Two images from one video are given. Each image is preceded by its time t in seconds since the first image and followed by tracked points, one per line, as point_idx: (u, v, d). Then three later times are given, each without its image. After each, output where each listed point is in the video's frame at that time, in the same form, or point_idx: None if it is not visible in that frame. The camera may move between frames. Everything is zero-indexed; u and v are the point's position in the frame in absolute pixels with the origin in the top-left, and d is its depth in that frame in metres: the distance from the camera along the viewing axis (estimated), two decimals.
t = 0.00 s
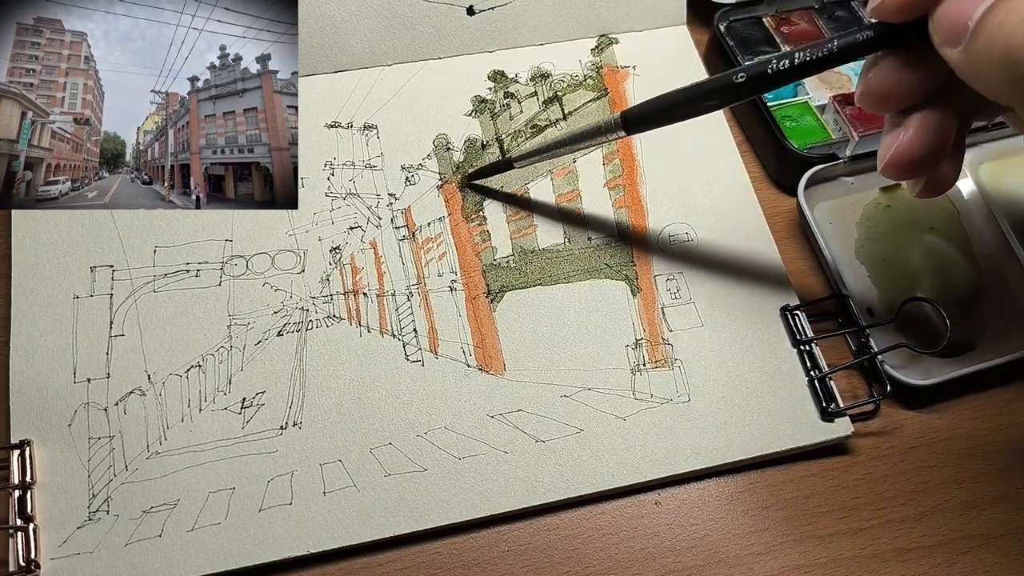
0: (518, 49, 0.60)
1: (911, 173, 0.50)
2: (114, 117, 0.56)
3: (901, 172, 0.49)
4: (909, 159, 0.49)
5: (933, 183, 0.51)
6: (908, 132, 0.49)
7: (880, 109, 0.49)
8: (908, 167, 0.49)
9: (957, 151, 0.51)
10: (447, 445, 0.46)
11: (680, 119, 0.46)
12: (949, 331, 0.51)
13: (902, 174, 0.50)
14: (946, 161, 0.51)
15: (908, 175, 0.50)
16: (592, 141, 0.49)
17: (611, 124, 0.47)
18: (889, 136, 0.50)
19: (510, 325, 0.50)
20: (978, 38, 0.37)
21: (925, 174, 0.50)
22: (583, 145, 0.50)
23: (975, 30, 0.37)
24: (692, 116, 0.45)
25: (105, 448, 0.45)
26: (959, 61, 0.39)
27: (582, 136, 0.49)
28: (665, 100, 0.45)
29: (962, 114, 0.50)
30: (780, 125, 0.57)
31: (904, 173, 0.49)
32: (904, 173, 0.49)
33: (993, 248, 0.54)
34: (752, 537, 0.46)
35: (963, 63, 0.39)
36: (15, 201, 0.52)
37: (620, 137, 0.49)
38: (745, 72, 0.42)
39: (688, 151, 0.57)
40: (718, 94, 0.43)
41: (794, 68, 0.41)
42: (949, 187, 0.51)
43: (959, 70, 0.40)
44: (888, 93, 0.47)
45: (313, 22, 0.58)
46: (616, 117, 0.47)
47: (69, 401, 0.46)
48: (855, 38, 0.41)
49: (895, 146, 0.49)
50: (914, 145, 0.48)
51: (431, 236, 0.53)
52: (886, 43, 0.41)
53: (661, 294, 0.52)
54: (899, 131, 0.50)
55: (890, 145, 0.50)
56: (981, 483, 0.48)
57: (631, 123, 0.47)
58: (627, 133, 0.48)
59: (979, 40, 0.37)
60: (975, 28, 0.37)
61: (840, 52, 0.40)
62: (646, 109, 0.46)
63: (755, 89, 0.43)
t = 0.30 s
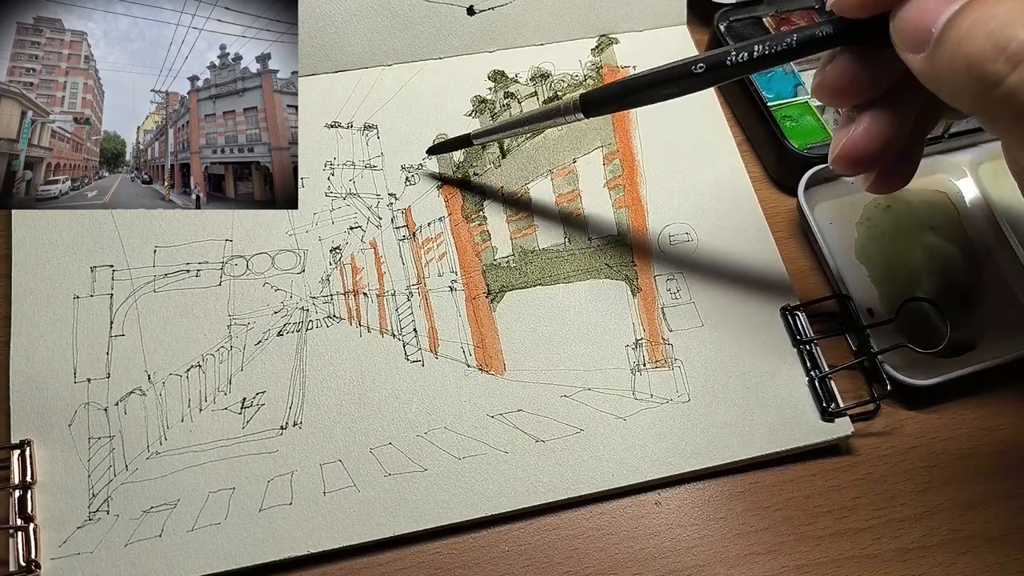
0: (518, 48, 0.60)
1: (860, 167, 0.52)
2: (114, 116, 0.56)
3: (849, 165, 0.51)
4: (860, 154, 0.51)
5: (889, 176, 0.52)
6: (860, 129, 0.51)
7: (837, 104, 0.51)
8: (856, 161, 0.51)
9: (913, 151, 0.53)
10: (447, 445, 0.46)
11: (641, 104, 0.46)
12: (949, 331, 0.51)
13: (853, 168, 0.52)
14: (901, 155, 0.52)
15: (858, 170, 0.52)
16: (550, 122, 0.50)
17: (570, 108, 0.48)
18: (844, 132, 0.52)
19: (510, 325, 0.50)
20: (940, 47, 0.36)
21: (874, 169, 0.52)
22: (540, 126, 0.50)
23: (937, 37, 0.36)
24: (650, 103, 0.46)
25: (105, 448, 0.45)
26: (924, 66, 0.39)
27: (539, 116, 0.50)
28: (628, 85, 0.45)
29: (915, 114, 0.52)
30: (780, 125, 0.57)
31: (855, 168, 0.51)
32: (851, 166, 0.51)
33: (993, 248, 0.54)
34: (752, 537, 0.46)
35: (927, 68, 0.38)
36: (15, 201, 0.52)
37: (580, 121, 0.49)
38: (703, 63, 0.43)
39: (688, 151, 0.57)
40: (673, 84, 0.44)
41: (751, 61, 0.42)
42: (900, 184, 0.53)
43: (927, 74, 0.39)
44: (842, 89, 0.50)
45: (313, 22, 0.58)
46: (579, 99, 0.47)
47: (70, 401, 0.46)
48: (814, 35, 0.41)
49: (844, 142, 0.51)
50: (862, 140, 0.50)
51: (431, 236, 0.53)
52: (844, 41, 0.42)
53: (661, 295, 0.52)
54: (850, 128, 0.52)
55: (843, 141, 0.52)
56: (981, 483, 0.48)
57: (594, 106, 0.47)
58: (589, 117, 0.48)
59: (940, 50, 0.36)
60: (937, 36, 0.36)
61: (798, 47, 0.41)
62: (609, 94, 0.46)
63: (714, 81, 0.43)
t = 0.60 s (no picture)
0: (518, 48, 0.60)
1: (859, 180, 0.52)
2: (114, 116, 0.56)
3: (847, 179, 0.52)
4: (854, 167, 0.51)
5: (886, 186, 0.52)
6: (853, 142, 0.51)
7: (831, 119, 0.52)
8: (854, 175, 0.51)
9: (906, 161, 0.53)
10: (447, 445, 0.46)
11: (635, 123, 0.46)
12: (948, 331, 0.51)
13: (851, 182, 0.52)
14: (897, 168, 0.53)
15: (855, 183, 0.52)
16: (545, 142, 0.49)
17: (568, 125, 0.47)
18: (837, 147, 0.53)
19: (510, 325, 0.50)
20: (926, 68, 0.37)
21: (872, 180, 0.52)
22: (535, 146, 0.50)
23: (923, 58, 0.37)
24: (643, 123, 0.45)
25: (106, 447, 0.45)
26: (907, 87, 0.39)
27: (533, 138, 0.49)
28: (620, 104, 0.45)
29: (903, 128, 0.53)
30: (780, 126, 0.58)
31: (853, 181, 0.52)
32: (849, 180, 0.52)
33: (993, 247, 0.54)
34: (753, 537, 0.46)
35: (911, 90, 0.39)
36: (15, 201, 0.52)
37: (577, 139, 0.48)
38: (695, 84, 0.43)
39: (689, 151, 0.57)
40: (664, 105, 0.44)
41: (743, 81, 0.42)
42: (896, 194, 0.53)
43: (909, 98, 0.40)
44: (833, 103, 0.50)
45: (313, 22, 0.58)
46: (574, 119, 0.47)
47: (70, 401, 0.46)
48: (803, 54, 0.41)
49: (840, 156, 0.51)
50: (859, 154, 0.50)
51: (431, 236, 0.53)
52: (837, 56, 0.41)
53: (662, 294, 0.52)
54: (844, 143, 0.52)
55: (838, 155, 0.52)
56: (981, 482, 0.48)
57: (589, 126, 0.46)
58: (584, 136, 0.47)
59: (926, 70, 0.37)
60: (922, 57, 0.37)
61: (789, 66, 0.41)
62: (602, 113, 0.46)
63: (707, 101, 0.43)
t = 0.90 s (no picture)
0: (519, 48, 0.60)
1: (831, 197, 0.52)
2: (114, 116, 0.56)
3: (819, 195, 0.52)
4: (825, 183, 0.52)
5: (863, 203, 0.53)
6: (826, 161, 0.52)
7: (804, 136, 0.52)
8: (826, 192, 0.52)
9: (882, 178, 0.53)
10: (447, 445, 0.46)
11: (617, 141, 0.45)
12: (948, 331, 0.51)
13: (824, 198, 0.53)
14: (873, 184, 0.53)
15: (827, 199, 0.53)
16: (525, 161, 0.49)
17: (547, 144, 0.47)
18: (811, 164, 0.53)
19: (511, 325, 0.50)
20: (896, 90, 0.37)
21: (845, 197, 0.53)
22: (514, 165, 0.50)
23: (894, 80, 0.37)
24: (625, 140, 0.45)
25: (106, 447, 0.45)
26: (880, 108, 0.38)
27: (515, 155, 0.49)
28: (600, 122, 0.45)
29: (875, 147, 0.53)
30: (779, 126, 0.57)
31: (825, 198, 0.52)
32: (821, 196, 0.52)
33: (994, 246, 0.54)
34: (753, 537, 0.46)
35: (883, 111, 0.38)
36: (15, 201, 0.52)
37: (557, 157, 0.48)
38: (672, 103, 0.42)
39: (689, 151, 0.57)
40: (646, 122, 0.43)
41: (718, 100, 0.42)
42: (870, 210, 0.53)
43: (883, 119, 0.39)
44: (805, 122, 0.51)
45: (313, 21, 0.58)
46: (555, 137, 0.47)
47: (70, 401, 0.46)
48: (776, 73, 0.41)
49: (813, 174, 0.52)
50: (829, 171, 0.51)
51: (431, 236, 0.53)
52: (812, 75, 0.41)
53: (662, 294, 0.52)
54: (817, 160, 0.53)
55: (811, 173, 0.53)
56: (980, 483, 0.48)
57: (570, 143, 0.46)
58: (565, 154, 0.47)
59: (896, 92, 0.37)
60: (894, 78, 0.37)
61: (762, 84, 0.41)
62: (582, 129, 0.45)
63: (685, 119, 0.43)
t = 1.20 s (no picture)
0: (519, 48, 0.60)
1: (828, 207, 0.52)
2: (114, 117, 0.56)
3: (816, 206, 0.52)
4: (824, 194, 0.51)
5: (860, 211, 0.53)
6: (824, 169, 0.51)
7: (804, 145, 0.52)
8: (824, 202, 0.52)
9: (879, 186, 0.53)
10: (447, 445, 0.46)
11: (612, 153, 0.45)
12: (948, 331, 0.52)
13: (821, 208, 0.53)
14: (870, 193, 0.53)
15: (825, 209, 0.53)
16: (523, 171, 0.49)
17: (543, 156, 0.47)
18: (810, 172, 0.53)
19: (511, 325, 0.50)
20: (898, 99, 0.36)
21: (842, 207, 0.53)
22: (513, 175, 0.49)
23: (896, 88, 0.36)
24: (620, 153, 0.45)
25: (106, 447, 0.45)
26: (882, 116, 0.38)
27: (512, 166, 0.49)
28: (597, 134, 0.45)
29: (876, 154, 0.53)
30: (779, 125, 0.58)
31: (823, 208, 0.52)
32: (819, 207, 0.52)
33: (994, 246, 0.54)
34: (753, 537, 0.46)
35: (885, 119, 0.38)
36: (15, 201, 0.52)
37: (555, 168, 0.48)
38: (669, 113, 0.42)
39: (689, 151, 0.57)
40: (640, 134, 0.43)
41: (715, 111, 0.41)
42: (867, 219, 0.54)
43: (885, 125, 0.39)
44: (805, 131, 0.50)
45: (313, 22, 0.58)
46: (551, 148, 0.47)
47: (70, 401, 0.46)
48: (773, 82, 0.41)
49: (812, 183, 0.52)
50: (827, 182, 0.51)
51: (431, 236, 0.53)
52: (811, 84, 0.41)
53: (662, 294, 0.52)
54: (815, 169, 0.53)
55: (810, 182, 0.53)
56: (980, 483, 0.48)
57: (565, 155, 0.46)
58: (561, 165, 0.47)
59: (899, 101, 0.36)
60: (895, 87, 0.36)
61: (760, 95, 0.40)
62: (576, 141, 0.46)
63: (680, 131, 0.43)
